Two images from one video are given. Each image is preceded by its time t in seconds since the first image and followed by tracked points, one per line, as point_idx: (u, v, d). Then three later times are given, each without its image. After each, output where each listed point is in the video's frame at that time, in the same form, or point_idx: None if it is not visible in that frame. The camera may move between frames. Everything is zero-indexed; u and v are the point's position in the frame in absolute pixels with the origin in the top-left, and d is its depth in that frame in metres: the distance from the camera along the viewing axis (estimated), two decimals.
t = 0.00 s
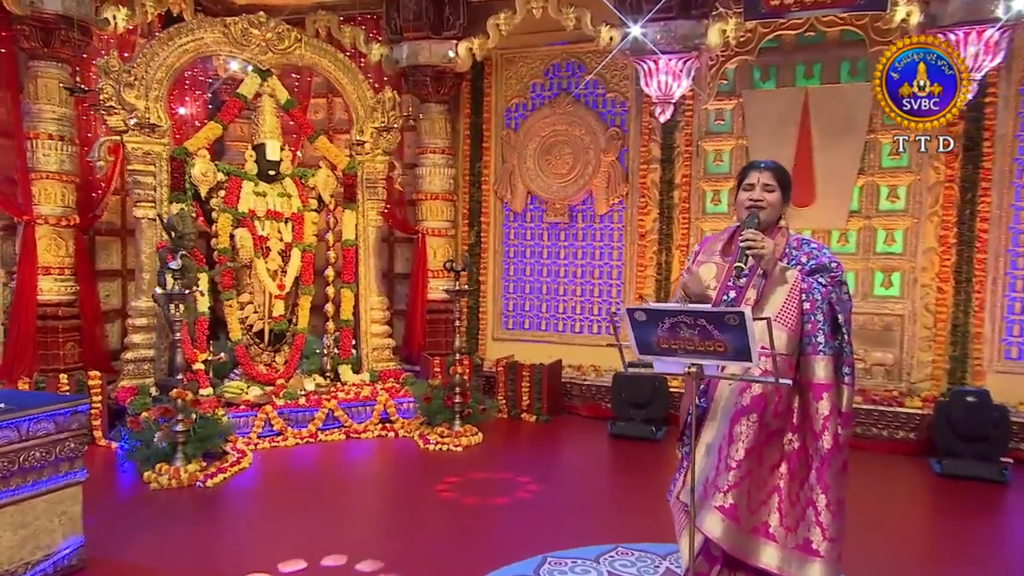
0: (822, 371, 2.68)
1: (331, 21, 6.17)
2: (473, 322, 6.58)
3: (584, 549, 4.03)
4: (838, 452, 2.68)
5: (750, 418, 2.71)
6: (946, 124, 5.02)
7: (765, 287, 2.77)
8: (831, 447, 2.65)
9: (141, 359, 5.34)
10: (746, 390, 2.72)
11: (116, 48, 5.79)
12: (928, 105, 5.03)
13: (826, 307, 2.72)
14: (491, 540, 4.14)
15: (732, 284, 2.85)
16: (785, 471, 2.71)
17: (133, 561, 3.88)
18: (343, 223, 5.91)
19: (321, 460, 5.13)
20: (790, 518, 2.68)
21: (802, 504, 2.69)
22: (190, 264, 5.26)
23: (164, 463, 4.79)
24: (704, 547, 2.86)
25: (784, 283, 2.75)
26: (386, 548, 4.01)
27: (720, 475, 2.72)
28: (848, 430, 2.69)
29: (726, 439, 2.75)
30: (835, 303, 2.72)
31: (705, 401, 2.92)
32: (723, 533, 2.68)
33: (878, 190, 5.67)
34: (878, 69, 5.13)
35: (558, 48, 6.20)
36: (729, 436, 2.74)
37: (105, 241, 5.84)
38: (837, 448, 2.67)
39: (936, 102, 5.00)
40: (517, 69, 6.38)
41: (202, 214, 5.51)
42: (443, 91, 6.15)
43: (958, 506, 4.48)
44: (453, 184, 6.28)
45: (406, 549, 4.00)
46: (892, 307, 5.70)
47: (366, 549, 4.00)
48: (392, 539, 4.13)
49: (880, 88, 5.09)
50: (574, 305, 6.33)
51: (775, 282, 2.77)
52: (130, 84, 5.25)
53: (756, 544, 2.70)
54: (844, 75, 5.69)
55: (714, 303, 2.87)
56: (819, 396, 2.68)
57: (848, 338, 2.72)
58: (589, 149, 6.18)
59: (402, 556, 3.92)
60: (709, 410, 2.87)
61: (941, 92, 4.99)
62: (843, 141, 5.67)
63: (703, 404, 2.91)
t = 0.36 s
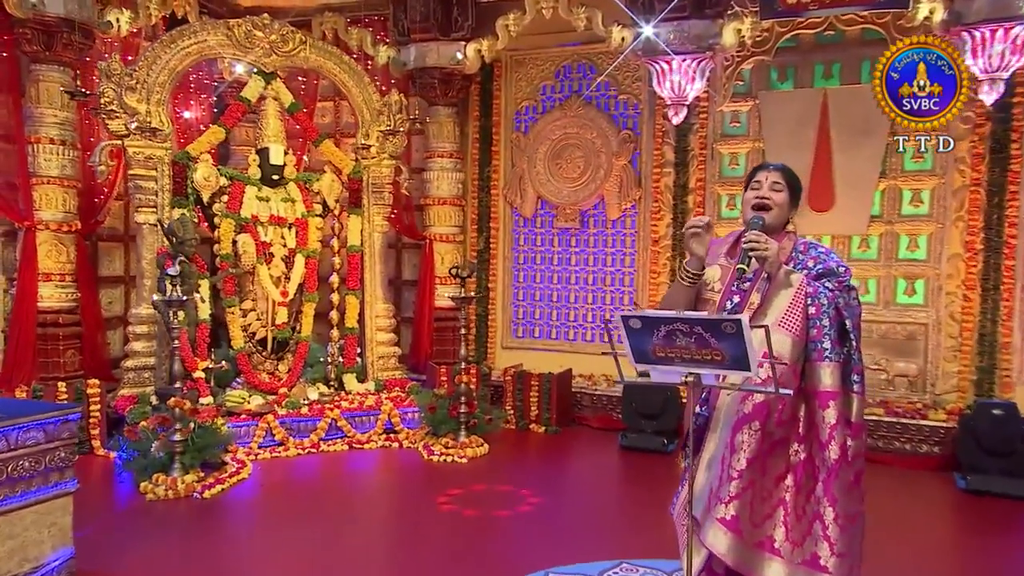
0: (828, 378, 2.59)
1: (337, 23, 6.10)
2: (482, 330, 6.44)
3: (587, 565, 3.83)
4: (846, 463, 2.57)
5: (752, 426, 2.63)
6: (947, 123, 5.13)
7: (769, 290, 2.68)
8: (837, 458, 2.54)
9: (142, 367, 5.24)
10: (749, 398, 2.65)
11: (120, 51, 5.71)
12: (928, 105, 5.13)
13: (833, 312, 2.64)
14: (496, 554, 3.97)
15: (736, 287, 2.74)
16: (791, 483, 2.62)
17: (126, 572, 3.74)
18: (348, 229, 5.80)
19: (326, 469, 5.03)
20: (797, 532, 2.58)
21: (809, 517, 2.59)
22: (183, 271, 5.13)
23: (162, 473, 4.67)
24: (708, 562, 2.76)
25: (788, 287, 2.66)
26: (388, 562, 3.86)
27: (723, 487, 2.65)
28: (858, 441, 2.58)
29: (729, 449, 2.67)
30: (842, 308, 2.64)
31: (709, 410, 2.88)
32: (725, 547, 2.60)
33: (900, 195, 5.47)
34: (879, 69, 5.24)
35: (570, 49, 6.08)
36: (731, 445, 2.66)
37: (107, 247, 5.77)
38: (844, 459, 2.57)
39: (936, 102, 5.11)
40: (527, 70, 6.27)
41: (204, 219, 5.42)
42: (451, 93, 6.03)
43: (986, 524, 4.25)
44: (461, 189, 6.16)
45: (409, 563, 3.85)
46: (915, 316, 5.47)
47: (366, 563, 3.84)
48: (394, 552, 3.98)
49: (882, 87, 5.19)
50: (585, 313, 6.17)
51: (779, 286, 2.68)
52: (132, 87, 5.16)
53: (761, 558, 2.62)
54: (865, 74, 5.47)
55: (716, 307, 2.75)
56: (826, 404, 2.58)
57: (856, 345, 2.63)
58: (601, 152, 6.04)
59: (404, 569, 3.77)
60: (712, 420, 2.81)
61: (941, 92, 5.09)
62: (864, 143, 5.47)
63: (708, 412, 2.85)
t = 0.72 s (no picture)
0: (837, 391, 2.49)
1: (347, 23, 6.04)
2: (492, 338, 6.30)
3: None
4: (854, 480, 2.48)
5: (758, 440, 2.51)
6: (947, 124, 5.10)
7: (776, 299, 2.58)
8: (846, 475, 2.45)
9: (144, 375, 5.15)
10: (754, 410, 2.53)
11: (125, 54, 5.64)
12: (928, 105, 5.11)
13: (843, 321, 2.55)
14: (504, 569, 3.80)
15: (741, 294, 2.65)
16: (797, 501, 2.52)
17: None
18: (355, 233, 5.69)
19: (331, 479, 4.91)
20: (802, 552, 2.50)
21: (815, 536, 2.51)
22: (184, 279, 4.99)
23: (160, 483, 4.56)
24: None
25: (796, 296, 2.56)
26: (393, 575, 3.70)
27: (725, 503, 2.53)
28: (866, 457, 2.49)
29: (732, 463, 2.55)
30: (852, 317, 2.55)
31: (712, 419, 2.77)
32: (726, 566, 2.48)
33: (925, 198, 5.25)
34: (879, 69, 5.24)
35: (583, 50, 5.95)
36: (735, 459, 2.54)
37: (112, 253, 5.70)
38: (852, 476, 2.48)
39: (936, 102, 5.08)
40: (539, 72, 6.16)
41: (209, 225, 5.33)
42: (462, 95, 5.90)
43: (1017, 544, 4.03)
44: (471, 193, 6.06)
45: None
46: (941, 324, 5.26)
47: None
48: (398, 565, 3.82)
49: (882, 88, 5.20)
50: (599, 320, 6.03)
51: (787, 294, 2.57)
52: (135, 90, 5.07)
53: None
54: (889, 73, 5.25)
55: (721, 316, 2.67)
56: (834, 417, 2.48)
57: (865, 356, 2.54)
58: (614, 155, 5.91)
59: None
60: (715, 431, 2.69)
61: (941, 92, 5.07)
62: (885, 145, 5.28)
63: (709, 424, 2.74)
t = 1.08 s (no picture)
0: (842, 403, 2.50)
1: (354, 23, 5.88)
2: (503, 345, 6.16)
3: None
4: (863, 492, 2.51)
5: (763, 454, 2.46)
6: (948, 124, 4.99)
7: (777, 306, 2.56)
8: (854, 488, 2.47)
9: (146, 381, 5.06)
10: (759, 423, 2.48)
11: (129, 55, 5.56)
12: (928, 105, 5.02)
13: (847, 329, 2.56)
14: None
15: (743, 300, 2.64)
16: (804, 515, 2.52)
17: None
18: (361, 237, 5.57)
19: (334, 489, 4.77)
20: (811, 568, 2.50)
21: (823, 551, 2.52)
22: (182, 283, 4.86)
23: (159, 492, 4.42)
24: None
25: (798, 303, 2.55)
26: None
27: (730, 520, 2.48)
28: (873, 468, 2.52)
29: (736, 477, 2.50)
30: (857, 325, 2.56)
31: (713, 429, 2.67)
32: None
33: (951, 201, 5.06)
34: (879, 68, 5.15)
35: (595, 48, 5.84)
36: (739, 474, 2.49)
37: (115, 257, 5.63)
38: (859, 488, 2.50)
39: (936, 103, 4.99)
40: (550, 71, 6.06)
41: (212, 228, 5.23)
42: (471, 95, 5.80)
43: None
44: (481, 196, 5.96)
45: None
46: (967, 331, 5.06)
47: None
48: None
49: (881, 87, 5.10)
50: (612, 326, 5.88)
51: (789, 302, 2.56)
52: (138, 91, 4.99)
53: None
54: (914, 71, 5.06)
55: (722, 322, 2.65)
56: (840, 429, 2.49)
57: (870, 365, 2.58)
58: (628, 156, 5.79)
59: None
60: (716, 442, 2.60)
61: (941, 92, 4.97)
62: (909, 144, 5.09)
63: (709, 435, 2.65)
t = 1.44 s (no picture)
0: (839, 409, 2.45)
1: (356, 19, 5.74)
2: (508, 349, 6.02)
3: None
4: (860, 502, 2.45)
5: (757, 460, 2.45)
6: (947, 125, 4.88)
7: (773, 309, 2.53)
8: (850, 497, 2.42)
9: (141, 386, 4.94)
10: (753, 429, 2.46)
11: (127, 53, 5.45)
12: (928, 105, 4.91)
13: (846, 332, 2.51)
14: None
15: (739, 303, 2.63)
16: (800, 523, 2.49)
17: None
18: (362, 238, 5.44)
19: (333, 496, 4.63)
20: None
21: (819, 561, 2.48)
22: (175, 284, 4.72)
23: (151, 499, 4.32)
24: None
25: (795, 306, 2.51)
26: None
27: (723, 527, 2.47)
28: (872, 477, 2.46)
29: (730, 483, 2.49)
30: (855, 328, 2.50)
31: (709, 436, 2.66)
32: None
33: (971, 200, 4.87)
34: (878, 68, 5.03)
35: (603, 44, 5.73)
36: (733, 480, 2.48)
37: (112, 258, 5.52)
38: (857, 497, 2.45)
39: (936, 103, 4.88)
40: (557, 68, 5.93)
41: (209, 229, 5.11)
42: (475, 93, 5.68)
43: None
44: (486, 196, 5.84)
45: None
46: (989, 335, 4.87)
47: None
48: None
49: (881, 87, 4.99)
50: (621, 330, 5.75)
51: (785, 304, 2.52)
52: (134, 89, 4.88)
53: None
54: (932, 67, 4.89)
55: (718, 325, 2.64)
56: (836, 436, 2.44)
57: (870, 370, 2.51)
58: (636, 155, 5.64)
59: None
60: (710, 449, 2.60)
61: (941, 92, 4.86)
62: (928, 142, 4.93)
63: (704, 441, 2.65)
